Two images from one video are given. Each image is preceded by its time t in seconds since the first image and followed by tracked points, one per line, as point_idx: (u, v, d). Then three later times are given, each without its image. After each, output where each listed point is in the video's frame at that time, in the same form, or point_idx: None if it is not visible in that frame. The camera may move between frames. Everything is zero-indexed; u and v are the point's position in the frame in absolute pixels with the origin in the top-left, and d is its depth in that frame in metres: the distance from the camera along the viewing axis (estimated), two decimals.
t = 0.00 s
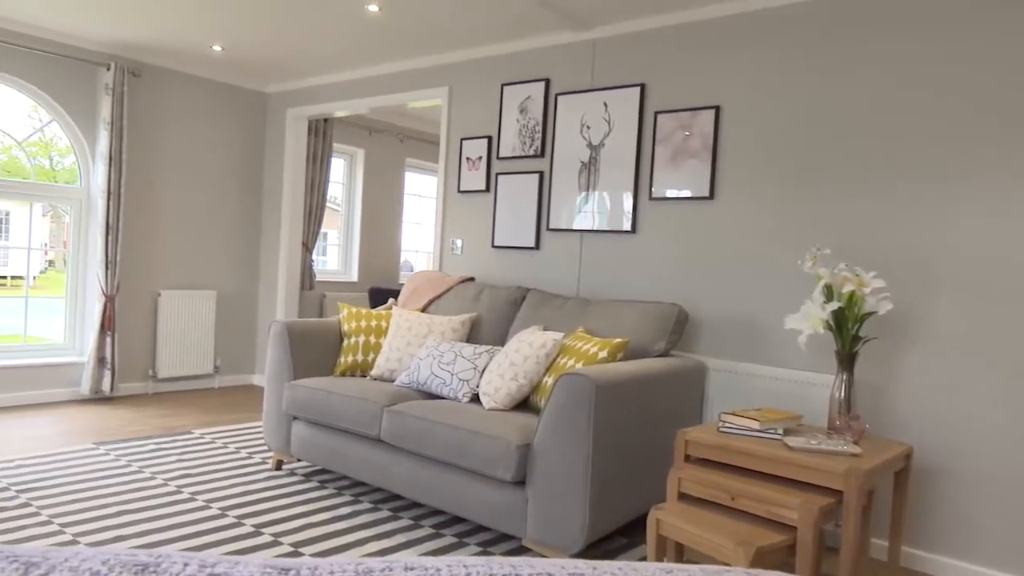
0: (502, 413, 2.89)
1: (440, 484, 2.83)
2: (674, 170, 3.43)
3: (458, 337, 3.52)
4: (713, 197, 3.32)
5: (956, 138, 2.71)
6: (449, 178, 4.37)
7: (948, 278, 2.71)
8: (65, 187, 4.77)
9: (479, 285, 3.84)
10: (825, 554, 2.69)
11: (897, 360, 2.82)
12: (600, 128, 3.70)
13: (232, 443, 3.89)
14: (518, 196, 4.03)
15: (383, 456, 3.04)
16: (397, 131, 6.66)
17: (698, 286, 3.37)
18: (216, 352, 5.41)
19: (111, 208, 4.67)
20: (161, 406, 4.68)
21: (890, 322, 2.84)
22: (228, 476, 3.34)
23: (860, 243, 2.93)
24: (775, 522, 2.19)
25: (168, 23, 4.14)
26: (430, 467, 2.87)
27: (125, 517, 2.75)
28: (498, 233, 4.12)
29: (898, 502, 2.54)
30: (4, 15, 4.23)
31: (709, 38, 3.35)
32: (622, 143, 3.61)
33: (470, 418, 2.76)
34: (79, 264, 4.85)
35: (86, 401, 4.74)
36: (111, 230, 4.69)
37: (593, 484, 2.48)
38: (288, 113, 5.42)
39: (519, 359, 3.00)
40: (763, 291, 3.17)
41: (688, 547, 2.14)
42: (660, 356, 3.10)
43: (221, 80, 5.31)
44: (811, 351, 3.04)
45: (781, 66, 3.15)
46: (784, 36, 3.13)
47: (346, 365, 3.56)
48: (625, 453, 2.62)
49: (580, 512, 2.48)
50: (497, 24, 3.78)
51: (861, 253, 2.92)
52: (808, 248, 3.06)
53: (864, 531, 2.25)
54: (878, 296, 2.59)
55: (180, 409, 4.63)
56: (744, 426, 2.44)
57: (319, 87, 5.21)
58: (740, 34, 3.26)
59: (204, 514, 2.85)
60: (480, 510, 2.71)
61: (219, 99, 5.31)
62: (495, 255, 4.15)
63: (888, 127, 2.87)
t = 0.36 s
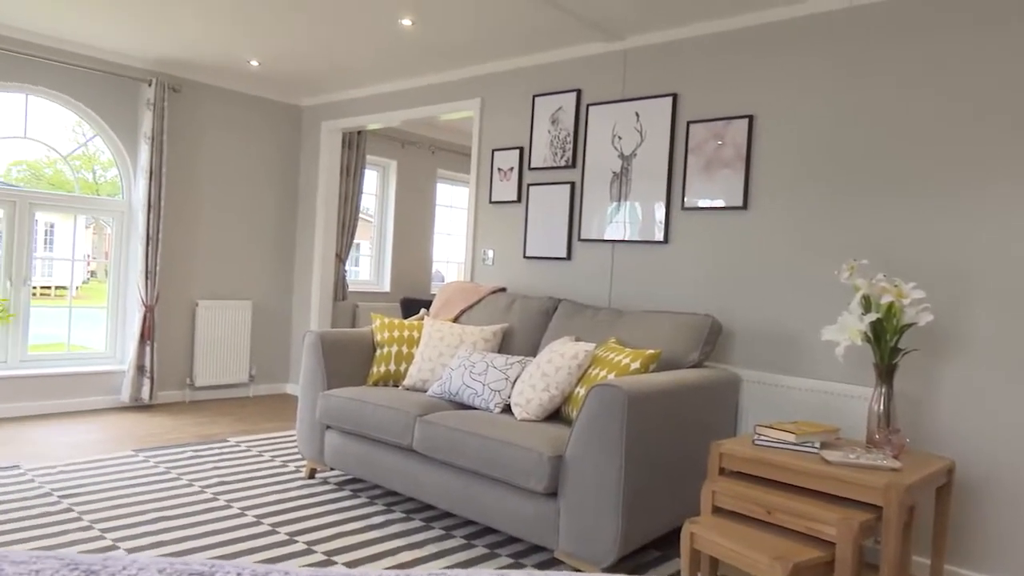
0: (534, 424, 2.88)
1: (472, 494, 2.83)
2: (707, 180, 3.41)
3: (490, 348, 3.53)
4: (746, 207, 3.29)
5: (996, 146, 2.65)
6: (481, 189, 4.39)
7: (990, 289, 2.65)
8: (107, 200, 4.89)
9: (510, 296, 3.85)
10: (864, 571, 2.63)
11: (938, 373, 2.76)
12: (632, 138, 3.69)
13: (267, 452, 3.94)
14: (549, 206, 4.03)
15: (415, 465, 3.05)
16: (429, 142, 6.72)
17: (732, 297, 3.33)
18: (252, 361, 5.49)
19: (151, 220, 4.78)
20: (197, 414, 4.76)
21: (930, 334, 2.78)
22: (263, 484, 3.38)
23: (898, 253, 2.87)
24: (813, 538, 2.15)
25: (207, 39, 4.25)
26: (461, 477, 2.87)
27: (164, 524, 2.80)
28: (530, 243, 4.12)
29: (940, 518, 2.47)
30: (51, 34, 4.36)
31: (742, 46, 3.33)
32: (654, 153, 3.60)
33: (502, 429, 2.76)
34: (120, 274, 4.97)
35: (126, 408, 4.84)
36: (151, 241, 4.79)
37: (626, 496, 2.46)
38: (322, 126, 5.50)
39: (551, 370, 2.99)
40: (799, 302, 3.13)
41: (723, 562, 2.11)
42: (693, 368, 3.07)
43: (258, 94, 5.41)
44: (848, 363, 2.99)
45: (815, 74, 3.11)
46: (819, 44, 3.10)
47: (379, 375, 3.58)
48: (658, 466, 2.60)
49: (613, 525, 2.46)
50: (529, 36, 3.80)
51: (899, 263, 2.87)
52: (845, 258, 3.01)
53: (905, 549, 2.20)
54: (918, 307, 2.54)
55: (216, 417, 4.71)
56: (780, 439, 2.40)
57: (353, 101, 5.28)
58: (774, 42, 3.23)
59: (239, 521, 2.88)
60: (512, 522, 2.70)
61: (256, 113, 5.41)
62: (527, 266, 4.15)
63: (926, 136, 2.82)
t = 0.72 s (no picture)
0: (570, 435, 2.87)
1: (507, 505, 2.82)
2: (744, 189, 3.37)
3: (525, 358, 3.52)
4: (785, 216, 3.24)
5: None
6: (516, 199, 4.40)
7: None
8: (151, 212, 5.02)
9: (545, 306, 3.84)
10: None
11: (986, 386, 2.68)
12: (668, 147, 3.67)
13: (304, 460, 3.99)
14: (584, 216, 4.02)
15: (450, 475, 3.06)
16: (464, 153, 6.77)
17: (771, 307, 3.29)
18: (290, 370, 5.57)
19: (193, 231, 4.89)
20: (237, 422, 4.84)
21: (978, 346, 2.71)
22: (300, 492, 3.42)
23: (943, 263, 2.81)
24: (856, 554, 2.10)
25: (248, 55, 4.34)
26: (497, 487, 2.87)
27: (205, 529, 2.85)
28: (564, 253, 4.11)
29: (990, 536, 2.39)
30: (100, 51, 4.50)
31: (781, 54, 3.30)
32: (691, 162, 3.57)
33: (537, 440, 2.75)
34: (163, 284, 5.09)
35: (168, 415, 4.94)
36: (193, 252, 4.90)
37: (663, 509, 2.43)
38: (359, 138, 5.57)
39: (587, 381, 2.98)
40: (840, 313, 3.07)
41: None
42: (731, 379, 3.02)
43: (297, 107, 5.51)
44: (892, 375, 2.92)
45: (856, 82, 3.07)
46: (860, 50, 3.05)
47: (415, 385, 3.60)
48: (696, 478, 2.56)
49: (650, 538, 2.43)
50: (564, 46, 3.81)
51: (944, 273, 2.80)
52: (888, 267, 2.95)
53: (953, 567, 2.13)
54: (965, 317, 2.47)
55: (255, 425, 4.77)
56: (822, 453, 2.35)
57: (389, 113, 5.34)
58: (814, 50, 3.19)
59: (278, 529, 2.92)
60: (547, 533, 2.69)
61: (294, 126, 5.50)
62: (562, 276, 4.14)
63: (972, 143, 2.75)
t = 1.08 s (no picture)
0: (607, 446, 2.85)
1: (544, 515, 2.81)
2: (784, 197, 3.32)
3: (561, 368, 3.52)
4: (827, 225, 3.18)
5: None
6: (552, 209, 4.39)
7: None
8: (194, 224, 5.13)
9: (581, 316, 3.83)
10: None
11: None
12: (705, 155, 3.64)
13: (342, 468, 4.03)
14: (621, 225, 4.01)
15: (486, 485, 3.06)
16: (499, 164, 6.80)
17: (812, 318, 3.23)
18: (328, 379, 5.64)
19: (235, 242, 4.99)
20: (277, 430, 4.90)
21: None
22: (338, 500, 3.45)
23: (993, 272, 2.73)
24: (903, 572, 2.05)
25: (289, 69, 4.43)
26: (533, 498, 2.86)
27: (245, 536, 2.89)
28: (600, 263, 4.10)
29: None
30: (147, 68, 4.63)
31: (821, 60, 3.25)
32: (728, 170, 3.53)
33: (573, 450, 2.74)
34: (206, 294, 5.19)
35: (210, 423, 5.03)
36: (235, 262, 4.99)
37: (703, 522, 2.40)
38: (396, 150, 5.63)
39: (624, 392, 2.96)
40: (885, 323, 3.00)
41: None
42: (771, 390, 2.97)
43: (336, 119, 5.59)
44: (939, 387, 2.85)
45: (899, 87, 3.01)
46: (904, 56, 3.00)
47: (452, 395, 3.61)
48: (736, 491, 2.52)
49: (690, 551, 2.40)
50: (600, 56, 3.81)
51: (994, 283, 2.73)
52: (935, 276, 2.88)
53: None
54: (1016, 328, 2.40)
55: (294, 433, 4.83)
56: (867, 466, 2.29)
57: (426, 124, 5.40)
58: (855, 56, 3.14)
59: (316, 536, 2.94)
60: (584, 545, 2.67)
61: (333, 138, 5.59)
62: (598, 286, 4.13)
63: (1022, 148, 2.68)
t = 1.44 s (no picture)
0: (641, 454, 2.83)
1: (576, 524, 2.80)
2: (820, 203, 3.27)
3: (594, 376, 3.50)
4: (865, 231, 3.13)
5: None
6: (584, 216, 4.39)
7: None
8: (232, 233, 5.23)
9: (614, 323, 3.81)
10: None
11: None
12: (740, 161, 3.60)
13: (376, 474, 4.06)
14: (654, 232, 3.98)
15: (519, 493, 3.05)
16: (532, 171, 6.81)
17: (851, 326, 3.17)
18: (362, 385, 5.69)
19: (272, 250, 5.06)
20: (311, 436, 4.95)
21: None
22: (372, 506, 3.47)
23: None
24: None
25: (324, 79, 4.49)
26: (566, 506, 2.85)
27: (281, 541, 2.92)
28: (633, 270, 4.08)
29: None
30: (188, 80, 4.74)
31: (858, 64, 3.20)
32: (764, 176, 3.49)
33: (607, 459, 2.72)
34: (243, 302, 5.28)
35: (247, 428, 5.11)
36: (271, 270, 5.07)
37: (738, 533, 2.37)
38: (429, 159, 5.68)
39: (658, 400, 2.94)
40: (926, 332, 2.94)
41: None
42: (809, 399, 2.92)
43: (370, 129, 5.66)
44: (984, 397, 2.77)
45: (940, 90, 2.95)
46: (945, 58, 2.94)
47: (484, 402, 3.62)
48: (773, 502, 2.48)
49: (725, 562, 2.36)
50: (633, 63, 3.80)
51: None
52: (979, 283, 2.81)
53: None
54: None
55: (327, 440, 4.88)
56: (909, 478, 2.24)
57: (459, 133, 5.43)
58: (894, 59, 3.09)
59: (350, 542, 2.97)
60: (617, 554, 2.65)
61: (366, 147, 5.65)
62: (631, 293, 4.10)
63: None
